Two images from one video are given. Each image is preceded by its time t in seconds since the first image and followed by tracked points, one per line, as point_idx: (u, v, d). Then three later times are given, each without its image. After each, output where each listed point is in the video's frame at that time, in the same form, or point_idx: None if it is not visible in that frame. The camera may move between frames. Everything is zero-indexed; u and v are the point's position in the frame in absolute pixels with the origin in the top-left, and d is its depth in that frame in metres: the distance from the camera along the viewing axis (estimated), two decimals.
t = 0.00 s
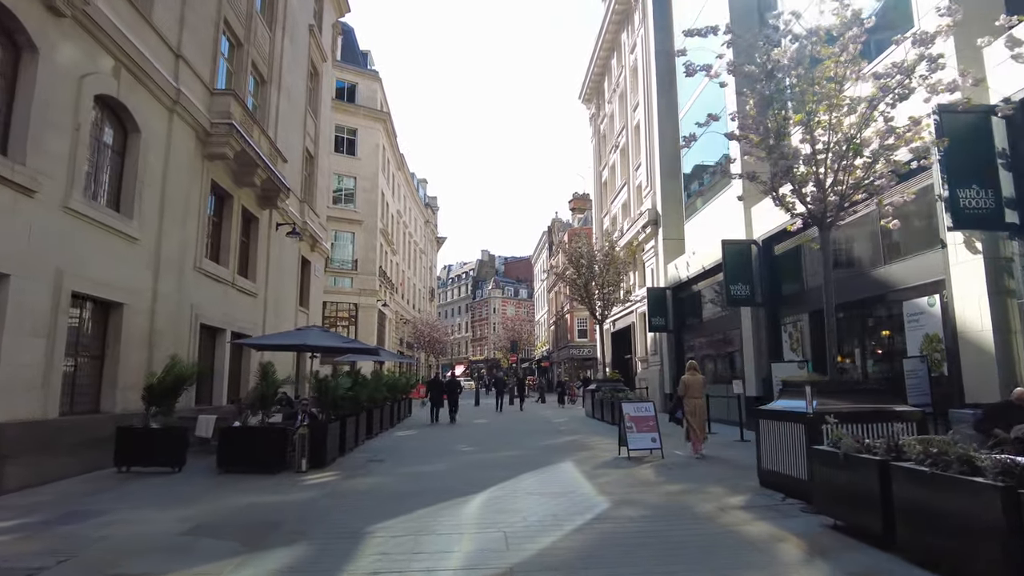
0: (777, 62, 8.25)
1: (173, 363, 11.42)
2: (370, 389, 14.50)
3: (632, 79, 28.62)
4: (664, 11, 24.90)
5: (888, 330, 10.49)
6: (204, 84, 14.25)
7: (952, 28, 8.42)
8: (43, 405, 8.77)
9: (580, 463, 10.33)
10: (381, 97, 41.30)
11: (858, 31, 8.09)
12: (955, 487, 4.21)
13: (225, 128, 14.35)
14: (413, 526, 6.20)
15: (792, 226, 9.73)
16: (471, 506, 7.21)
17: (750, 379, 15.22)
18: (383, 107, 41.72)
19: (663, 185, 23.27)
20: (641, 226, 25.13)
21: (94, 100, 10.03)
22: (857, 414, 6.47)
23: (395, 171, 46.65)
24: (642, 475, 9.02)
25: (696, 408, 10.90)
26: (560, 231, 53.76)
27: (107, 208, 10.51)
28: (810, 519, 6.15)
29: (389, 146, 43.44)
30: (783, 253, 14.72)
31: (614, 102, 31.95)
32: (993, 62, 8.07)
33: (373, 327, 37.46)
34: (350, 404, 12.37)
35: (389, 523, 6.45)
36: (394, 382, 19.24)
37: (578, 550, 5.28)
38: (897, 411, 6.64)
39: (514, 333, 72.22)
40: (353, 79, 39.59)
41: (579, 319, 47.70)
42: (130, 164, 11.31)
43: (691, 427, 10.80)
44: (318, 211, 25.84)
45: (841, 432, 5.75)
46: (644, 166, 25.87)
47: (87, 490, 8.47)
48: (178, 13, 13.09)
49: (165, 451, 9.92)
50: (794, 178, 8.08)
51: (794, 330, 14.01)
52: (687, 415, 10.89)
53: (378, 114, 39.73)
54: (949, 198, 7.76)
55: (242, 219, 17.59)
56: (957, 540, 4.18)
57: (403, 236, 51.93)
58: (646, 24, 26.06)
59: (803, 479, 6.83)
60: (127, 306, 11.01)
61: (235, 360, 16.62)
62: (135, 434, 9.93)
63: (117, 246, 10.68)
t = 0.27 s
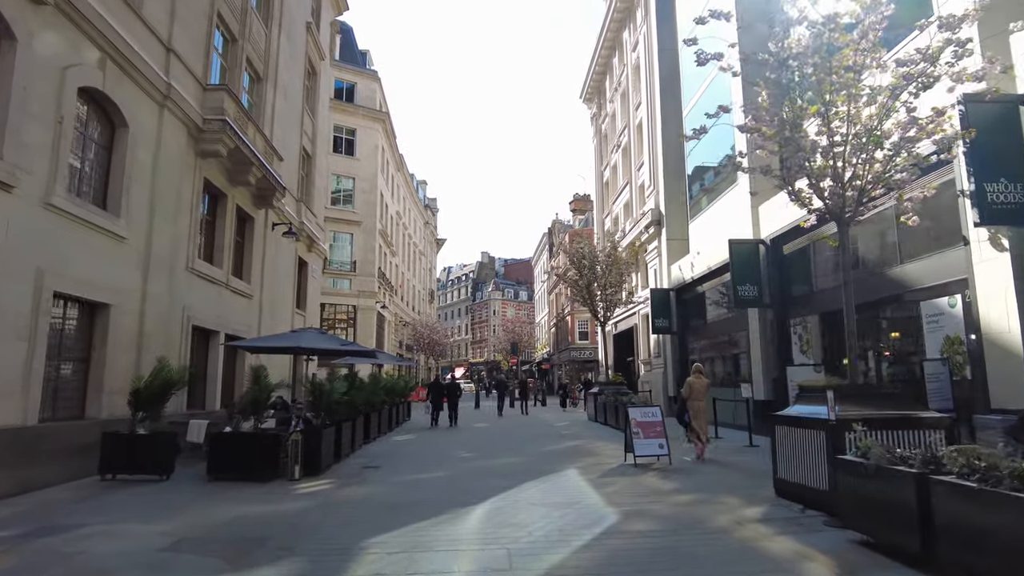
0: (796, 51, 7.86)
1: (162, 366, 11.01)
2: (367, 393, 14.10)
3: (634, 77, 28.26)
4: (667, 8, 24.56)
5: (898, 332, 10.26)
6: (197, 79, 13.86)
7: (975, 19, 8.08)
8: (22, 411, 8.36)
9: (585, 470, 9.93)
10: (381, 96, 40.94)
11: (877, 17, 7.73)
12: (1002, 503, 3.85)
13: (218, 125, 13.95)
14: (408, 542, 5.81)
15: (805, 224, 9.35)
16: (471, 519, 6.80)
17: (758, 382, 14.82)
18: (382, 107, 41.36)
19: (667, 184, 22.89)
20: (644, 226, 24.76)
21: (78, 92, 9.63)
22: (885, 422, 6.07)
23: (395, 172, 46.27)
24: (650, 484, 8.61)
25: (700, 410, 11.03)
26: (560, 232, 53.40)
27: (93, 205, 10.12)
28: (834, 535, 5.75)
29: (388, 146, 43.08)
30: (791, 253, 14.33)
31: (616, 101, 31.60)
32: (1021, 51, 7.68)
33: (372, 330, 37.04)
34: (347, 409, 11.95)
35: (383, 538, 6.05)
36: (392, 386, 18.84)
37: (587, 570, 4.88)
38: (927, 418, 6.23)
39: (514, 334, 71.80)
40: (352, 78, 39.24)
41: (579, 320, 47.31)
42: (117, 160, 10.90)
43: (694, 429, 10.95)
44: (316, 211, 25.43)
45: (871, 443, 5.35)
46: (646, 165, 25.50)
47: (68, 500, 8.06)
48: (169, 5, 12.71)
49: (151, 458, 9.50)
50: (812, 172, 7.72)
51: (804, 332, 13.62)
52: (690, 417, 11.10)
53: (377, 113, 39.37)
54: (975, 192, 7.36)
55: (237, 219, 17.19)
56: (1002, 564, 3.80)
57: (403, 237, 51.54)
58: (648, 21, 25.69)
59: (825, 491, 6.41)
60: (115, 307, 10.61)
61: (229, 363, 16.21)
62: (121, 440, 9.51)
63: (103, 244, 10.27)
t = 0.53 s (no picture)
0: (816, 32, 7.43)
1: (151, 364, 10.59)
2: (364, 393, 13.70)
3: (637, 73, 27.88)
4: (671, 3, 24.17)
5: (909, 331, 10.05)
6: (191, 69, 13.44)
7: None
8: None
9: (590, 473, 9.51)
10: (380, 94, 40.57)
11: None
12: None
13: (212, 116, 13.55)
14: (405, 552, 5.40)
15: (822, 216, 8.95)
16: (472, 525, 6.39)
17: (767, 382, 14.40)
18: (382, 105, 40.98)
19: (671, 181, 22.49)
20: (647, 224, 24.37)
21: (62, 77, 9.20)
22: (917, 423, 5.65)
23: (394, 170, 45.90)
24: (660, 488, 8.21)
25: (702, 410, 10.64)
26: (562, 231, 52.99)
27: (79, 197, 9.72)
28: (865, 544, 5.34)
29: (388, 144, 42.70)
30: (802, 248, 13.91)
31: (619, 98, 31.21)
32: None
33: (371, 329, 36.66)
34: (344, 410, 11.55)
35: (378, 547, 5.65)
36: (390, 386, 18.41)
37: None
38: (961, 419, 5.80)
39: (514, 335, 71.42)
40: (351, 76, 38.87)
41: (581, 321, 46.88)
42: (105, 150, 10.48)
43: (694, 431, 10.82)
44: (314, 209, 25.04)
45: (907, 446, 4.95)
46: (650, 162, 25.11)
47: (47, 504, 7.66)
48: None
49: (137, 461, 9.08)
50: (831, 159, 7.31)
51: (814, 330, 13.23)
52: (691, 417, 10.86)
53: (376, 111, 39.00)
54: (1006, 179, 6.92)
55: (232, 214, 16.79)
56: None
57: (402, 237, 51.15)
58: (651, 16, 25.31)
59: (851, 497, 6.00)
60: (102, 303, 10.20)
61: (223, 362, 15.81)
62: (106, 442, 9.09)
63: (89, 237, 9.85)
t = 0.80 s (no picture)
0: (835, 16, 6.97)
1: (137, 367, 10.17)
2: (360, 397, 13.31)
3: (639, 71, 27.53)
4: None
5: (917, 331, 9.83)
6: (182, 63, 13.05)
7: None
8: None
9: (594, 481, 9.11)
10: (379, 93, 40.21)
11: None
12: None
13: (204, 112, 13.15)
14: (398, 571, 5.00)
15: (837, 213, 8.57)
16: (471, 540, 5.99)
17: (775, 386, 14.01)
18: (381, 104, 40.63)
19: (674, 180, 22.13)
20: (649, 224, 24.00)
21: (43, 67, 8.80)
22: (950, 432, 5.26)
23: (394, 170, 45.53)
24: (668, 498, 7.82)
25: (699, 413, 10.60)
26: (562, 232, 52.60)
27: (63, 192, 9.34)
28: (895, 562, 4.95)
29: (387, 144, 42.33)
30: (811, 248, 13.52)
31: (620, 97, 30.86)
32: None
33: (370, 331, 36.27)
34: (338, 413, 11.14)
35: (370, 565, 5.24)
36: (388, 389, 17.99)
37: None
38: (995, 426, 5.41)
39: (514, 336, 71.04)
40: (350, 75, 38.51)
41: (581, 322, 46.46)
42: (90, 144, 10.08)
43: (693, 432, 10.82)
44: (311, 209, 24.66)
45: (945, 458, 4.55)
46: (652, 161, 24.74)
47: (23, 515, 7.26)
48: None
49: (122, 467, 8.68)
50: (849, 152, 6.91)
51: (823, 333, 12.85)
52: (686, 420, 10.87)
53: (375, 110, 38.65)
54: None
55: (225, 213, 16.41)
56: None
57: (401, 238, 50.77)
58: (654, 13, 24.94)
59: (876, 510, 5.60)
60: (86, 303, 9.80)
61: (217, 365, 15.43)
62: (87, 449, 8.67)
63: (72, 234, 9.45)
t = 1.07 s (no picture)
0: None
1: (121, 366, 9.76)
2: (355, 397, 12.92)
3: (641, 67, 27.17)
4: None
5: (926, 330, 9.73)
6: (173, 53, 12.66)
7: None
8: None
9: (598, 484, 8.73)
10: (378, 91, 39.83)
11: None
12: None
13: (195, 103, 12.76)
14: None
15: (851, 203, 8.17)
16: (468, 548, 5.60)
17: (781, 385, 13.65)
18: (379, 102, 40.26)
19: (676, 176, 21.77)
20: (651, 222, 23.62)
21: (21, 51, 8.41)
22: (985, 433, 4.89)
23: (392, 169, 45.16)
24: (676, 502, 7.42)
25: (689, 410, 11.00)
26: (562, 231, 52.22)
27: (43, 183, 8.97)
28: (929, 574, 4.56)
29: (386, 142, 41.95)
30: (819, 243, 13.14)
31: (621, 94, 30.52)
32: None
33: (368, 331, 35.89)
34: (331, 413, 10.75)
35: None
36: (384, 389, 17.59)
37: None
38: None
39: (514, 336, 70.65)
40: (348, 72, 38.14)
41: (581, 322, 46.02)
42: (73, 134, 9.70)
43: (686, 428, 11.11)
44: (307, 206, 24.28)
45: (986, 461, 4.17)
46: (654, 157, 24.37)
47: None
48: None
49: (104, 471, 8.28)
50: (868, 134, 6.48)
51: (832, 330, 12.46)
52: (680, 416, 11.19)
53: (373, 108, 38.28)
54: None
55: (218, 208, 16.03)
56: None
57: (400, 237, 50.38)
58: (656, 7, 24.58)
59: (903, 516, 5.22)
60: (68, 299, 9.41)
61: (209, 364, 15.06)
62: (67, 451, 8.26)
63: (53, 227, 9.06)
